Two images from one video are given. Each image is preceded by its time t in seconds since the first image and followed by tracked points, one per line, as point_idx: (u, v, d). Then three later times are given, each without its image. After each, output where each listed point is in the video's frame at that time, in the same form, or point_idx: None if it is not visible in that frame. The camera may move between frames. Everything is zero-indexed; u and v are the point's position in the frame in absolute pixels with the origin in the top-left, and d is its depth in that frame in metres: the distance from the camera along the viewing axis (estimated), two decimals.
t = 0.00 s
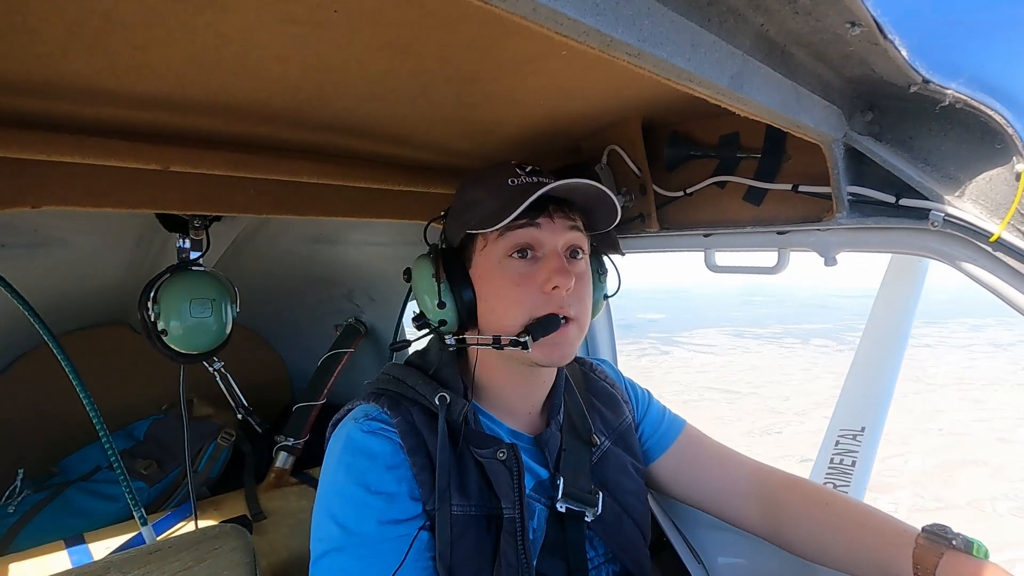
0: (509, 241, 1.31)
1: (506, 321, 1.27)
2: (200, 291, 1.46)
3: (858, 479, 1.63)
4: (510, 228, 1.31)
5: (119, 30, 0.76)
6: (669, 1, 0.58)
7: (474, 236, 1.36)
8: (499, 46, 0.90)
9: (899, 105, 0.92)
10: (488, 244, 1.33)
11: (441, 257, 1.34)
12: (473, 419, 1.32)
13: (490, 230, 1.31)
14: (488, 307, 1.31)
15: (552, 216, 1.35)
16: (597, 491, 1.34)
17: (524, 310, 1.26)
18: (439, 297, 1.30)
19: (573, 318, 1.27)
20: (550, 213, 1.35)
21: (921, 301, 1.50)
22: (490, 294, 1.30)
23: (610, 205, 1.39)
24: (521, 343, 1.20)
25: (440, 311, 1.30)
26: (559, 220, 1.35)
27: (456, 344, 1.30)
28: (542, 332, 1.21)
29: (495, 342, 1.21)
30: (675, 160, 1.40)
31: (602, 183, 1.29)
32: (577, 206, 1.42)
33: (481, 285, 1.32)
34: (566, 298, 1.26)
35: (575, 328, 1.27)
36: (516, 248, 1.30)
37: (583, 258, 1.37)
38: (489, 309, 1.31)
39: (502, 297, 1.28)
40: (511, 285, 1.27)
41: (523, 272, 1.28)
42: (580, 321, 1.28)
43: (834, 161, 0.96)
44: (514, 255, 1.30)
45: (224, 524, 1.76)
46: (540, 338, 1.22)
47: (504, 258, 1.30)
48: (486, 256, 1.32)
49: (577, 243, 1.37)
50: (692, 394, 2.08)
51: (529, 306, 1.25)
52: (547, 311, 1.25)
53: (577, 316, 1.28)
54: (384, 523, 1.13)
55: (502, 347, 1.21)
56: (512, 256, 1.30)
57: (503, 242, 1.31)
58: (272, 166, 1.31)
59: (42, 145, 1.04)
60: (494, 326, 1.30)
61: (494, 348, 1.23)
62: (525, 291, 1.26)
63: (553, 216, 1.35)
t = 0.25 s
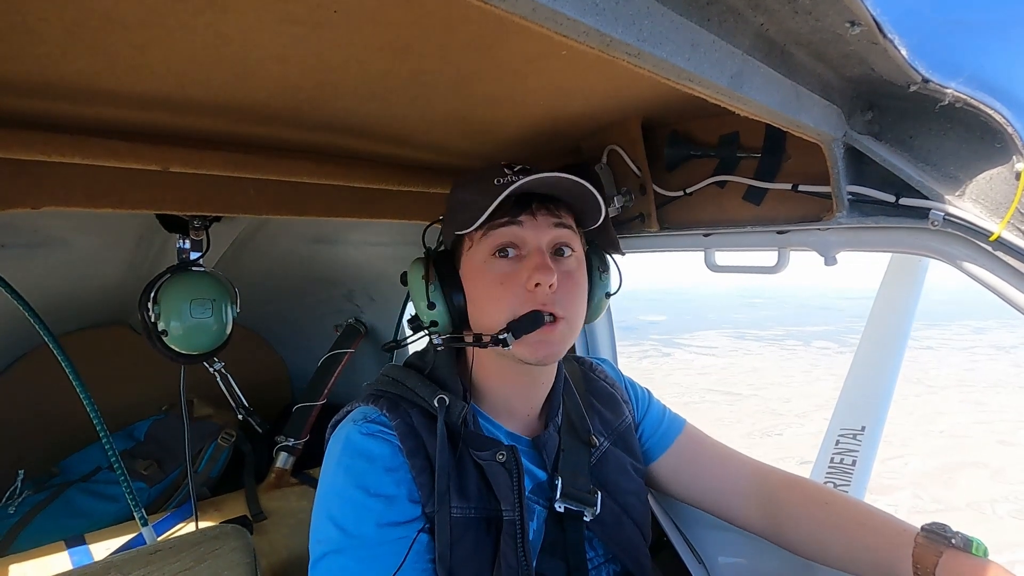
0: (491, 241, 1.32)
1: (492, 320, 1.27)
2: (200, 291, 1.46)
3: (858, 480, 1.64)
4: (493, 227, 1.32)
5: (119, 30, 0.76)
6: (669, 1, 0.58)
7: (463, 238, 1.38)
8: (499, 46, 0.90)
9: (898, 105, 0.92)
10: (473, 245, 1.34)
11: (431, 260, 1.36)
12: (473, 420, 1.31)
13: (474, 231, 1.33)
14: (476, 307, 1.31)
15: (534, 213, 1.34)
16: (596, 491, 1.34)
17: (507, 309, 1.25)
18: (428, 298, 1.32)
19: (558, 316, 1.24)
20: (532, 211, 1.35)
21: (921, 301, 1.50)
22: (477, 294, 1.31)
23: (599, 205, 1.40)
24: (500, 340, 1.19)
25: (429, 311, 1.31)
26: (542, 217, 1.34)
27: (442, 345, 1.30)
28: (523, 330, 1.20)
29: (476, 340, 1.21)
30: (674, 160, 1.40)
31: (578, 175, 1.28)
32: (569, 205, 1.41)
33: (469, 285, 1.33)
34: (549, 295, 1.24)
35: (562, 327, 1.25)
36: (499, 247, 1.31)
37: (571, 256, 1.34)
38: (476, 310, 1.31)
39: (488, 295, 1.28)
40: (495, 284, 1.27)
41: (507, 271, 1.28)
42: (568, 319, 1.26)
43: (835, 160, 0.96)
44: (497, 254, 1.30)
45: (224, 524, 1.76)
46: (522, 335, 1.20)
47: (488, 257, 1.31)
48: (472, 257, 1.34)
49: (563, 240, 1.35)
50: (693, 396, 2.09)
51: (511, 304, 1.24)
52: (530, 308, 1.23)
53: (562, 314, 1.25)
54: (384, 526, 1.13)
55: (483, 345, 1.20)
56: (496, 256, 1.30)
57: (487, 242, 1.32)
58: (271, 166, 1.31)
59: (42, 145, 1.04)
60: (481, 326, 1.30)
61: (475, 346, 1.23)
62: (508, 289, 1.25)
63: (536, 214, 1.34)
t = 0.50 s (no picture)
0: (466, 240, 1.32)
1: (470, 319, 1.27)
2: (200, 291, 1.46)
3: (858, 480, 1.60)
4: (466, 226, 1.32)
5: (119, 31, 0.76)
6: (669, 1, 0.58)
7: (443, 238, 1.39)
8: (498, 46, 0.90)
9: (898, 105, 0.92)
10: (451, 246, 1.35)
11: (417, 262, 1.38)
12: (468, 419, 1.30)
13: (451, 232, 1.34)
14: (455, 307, 1.32)
15: (506, 211, 1.34)
16: (594, 491, 1.34)
17: (484, 306, 1.24)
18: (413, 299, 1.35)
19: (533, 311, 1.23)
20: (503, 209, 1.35)
21: (921, 303, 1.51)
22: (456, 294, 1.31)
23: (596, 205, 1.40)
24: (475, 337, 1.20)
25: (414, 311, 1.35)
26: (514, 214, 1.34)
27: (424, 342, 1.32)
28: (496, 327, 1.19)
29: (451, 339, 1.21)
30: (674, 160, 1.40)
31: (538, 166, 1.28)
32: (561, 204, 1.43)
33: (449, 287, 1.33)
34: (523, 290, 1.22)
35: (537, 322, 1.24)
36: (473, 245, 1.31)
37: (548, 249, 1.32)
38: (457, 309, 1.31)
39: (464, 294, 1.28)
40: (470, 282, 1.27)
41: (481, 268, 1.27)
42: (543, 315, 1.25)
43: (834, 160, 0.95)
44: (473, 252, 1.30)
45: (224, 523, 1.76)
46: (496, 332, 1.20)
47: (463, 256, 1.30)
48: (449, 257, 1.34)
49: (540, 233, 1.33)
50: (693, 394, 2.08)
51: (486, 301, 1.24)
52: (504, 304, 1.22)
53: (538, 309, 1.24)
54: (380, 525, 1.13)
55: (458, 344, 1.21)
56: (471, 254, 1.30)
57: (463, 241, 1.32)
58: (271, 166, 1.30)
59: (41, 145, 1.04)
60: (462, 325, 1.30)
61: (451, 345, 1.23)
62: (482, 286, 1.24)
63: (508, 210, 1.34)
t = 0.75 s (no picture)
0: (483, 246, 1.31)
1: (485, 328, 1.28)
2: (200, 290, 1.46)
3: (857, 481, 1.64)
4: (482, 233, 1.31)
5: (120, 30, 0.76)
6: (669, 1, 0.58)
7: (451, 242, 1.37)
8: (499, 46, 0.90)
9: (898, 106, 0.92)
10: (463, 250, 1.34)
11: (421, 267, 1.35)
12: (467, 422, 1.32)
13: (465, 236, 1.33)
14: (468, 314, 1.31)
15: (524, 216, 1.35)
16: (592, 493, 1.34)
17: (501, 316, 1.25)
18: (419, 306, 1.32)
19: (551, 322, 1.25)
20: (522, 213, 1.35)
21: (921, 303, 1.50)
22: (469, 301, 1.31)
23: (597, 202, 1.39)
24: (494, 351, 1.20)
25: (420, 320, 1.32)
26: (533, 219, 1.35)
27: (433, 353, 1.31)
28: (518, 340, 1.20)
29: (469, 350, 1.21)
30: (674, 160, 1.40)
31: (565, 176, 1.28)
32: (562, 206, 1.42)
33: (460, 292, 1.33)
34: (542, 301, 1.24)
35: (554, 332, 1.26)
36: (490, 252, 1.31)
37: (564, 258, 1.34)
38: (470, 317, 1.31)
39: (480, 303, 1.28)
40: (487, 291, 1.27)
41: (499, 276, 1.28)
42: (559, 324, 1.26)
43: (834, 161, 0.95)
44: (489, 259, 1.30)
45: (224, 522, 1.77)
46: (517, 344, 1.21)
47: (479, 263, 1.30)
48: (462, 262, 1.33)
49: (555, 241, 1.35)
50: (693, 392, 2.10)
51: (505, 311, 1.25)
52: (524, 315, 1.23)
53: (555, 318, 1.26)
54: (378, 527, 1.13)
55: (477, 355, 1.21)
56: (486, 261, 1.30)
57: (478, 247, 1.32)
58: (271, 165, 1.30)
59: (42, 144, 1.04)
60: (476, 332, 1.30)
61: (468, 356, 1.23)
62: (501, 296, 1.25)
63: (526, 215, 1.35)
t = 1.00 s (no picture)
0: (516, 243, 1.30)
1: (526, 322, 1.28)
2: (200, 289, 1.46)
3: (857, 481, 1.60)
4: (517, 228, 1.30)
5: (120, 28, 0.76)
6: (671, 2, 0.58)
7: (474, 242, 1.33)
8: (501, 46, 0.90)
9: (900, 108, 0.92)
10: (492, 249, 1.31)
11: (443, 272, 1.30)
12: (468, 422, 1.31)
13: (495, 235, 1.30)
14: (499, 312, 1.31)
15: (551, 210, 1.35)
16: (593, 492, 1.34)
17: (545, 308, 1.27)
18: (450, 311, 1.26)
19: (589, 305, 1.31)
20: (548, 208, 1.35)
21: (921, 304, 1.51)
22: (503, 297, 1.30)
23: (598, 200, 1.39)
24: (557, 339, 1.22)
25: (452, 325, 1.26)
26: (557, 213, 1.37)
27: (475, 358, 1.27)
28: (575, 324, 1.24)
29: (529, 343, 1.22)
30: (675, 161, 1.40)
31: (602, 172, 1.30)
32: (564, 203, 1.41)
33: (489, 291, 1.31)
34: (582, 286, 1.30)
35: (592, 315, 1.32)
36: (523, 248, 1.30)
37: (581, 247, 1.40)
38: (502, 313, 1.30)
39: (518, 298, 1.28)
40: (526, 284, 1.28)
41: (536, 270, 1.29)
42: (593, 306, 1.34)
43: (835, 163, 0.95)
44: (523, 255, 1.30)
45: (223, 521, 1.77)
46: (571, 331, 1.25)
47: (513, 260, 1.29)
48: (492, 261, 1.31)
49: (573, 233, 1.40)
50: (694, 391, 2.09)
51: (550, 301, 1.27)
52: (569, 302, 1.28)
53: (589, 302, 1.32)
54: (379, 527, 1.13)
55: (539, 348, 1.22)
56: (522, 256, 1.30)
57: (510, 244, 1.30)
58: (272, 164, 1.30)
59: (42, 141, 1.04)
60: (511, 327, 1.30)
61: (528, 350, 1.23)
62: (544, 287, 1.27)
63: (553, 209, 1.36)
